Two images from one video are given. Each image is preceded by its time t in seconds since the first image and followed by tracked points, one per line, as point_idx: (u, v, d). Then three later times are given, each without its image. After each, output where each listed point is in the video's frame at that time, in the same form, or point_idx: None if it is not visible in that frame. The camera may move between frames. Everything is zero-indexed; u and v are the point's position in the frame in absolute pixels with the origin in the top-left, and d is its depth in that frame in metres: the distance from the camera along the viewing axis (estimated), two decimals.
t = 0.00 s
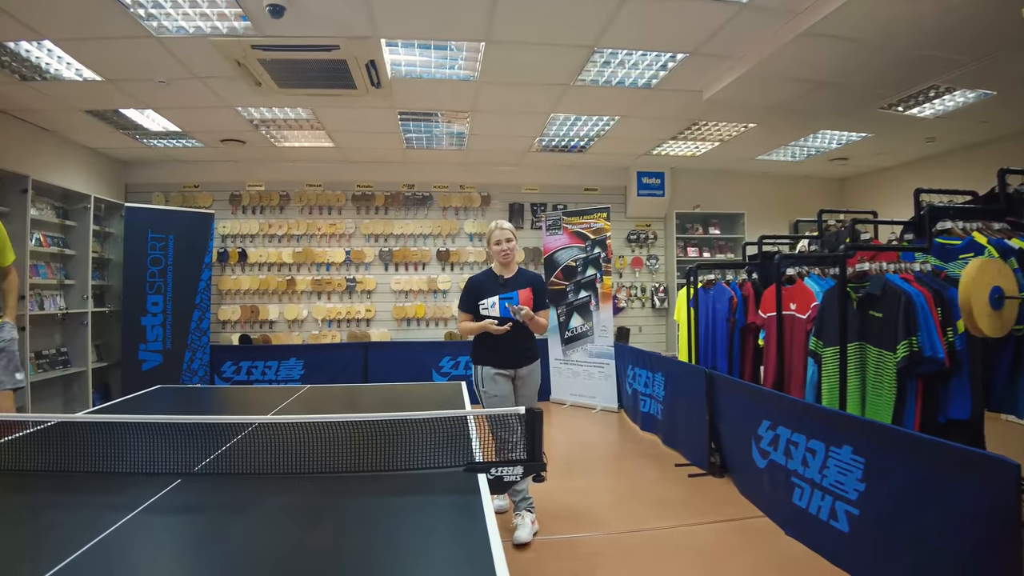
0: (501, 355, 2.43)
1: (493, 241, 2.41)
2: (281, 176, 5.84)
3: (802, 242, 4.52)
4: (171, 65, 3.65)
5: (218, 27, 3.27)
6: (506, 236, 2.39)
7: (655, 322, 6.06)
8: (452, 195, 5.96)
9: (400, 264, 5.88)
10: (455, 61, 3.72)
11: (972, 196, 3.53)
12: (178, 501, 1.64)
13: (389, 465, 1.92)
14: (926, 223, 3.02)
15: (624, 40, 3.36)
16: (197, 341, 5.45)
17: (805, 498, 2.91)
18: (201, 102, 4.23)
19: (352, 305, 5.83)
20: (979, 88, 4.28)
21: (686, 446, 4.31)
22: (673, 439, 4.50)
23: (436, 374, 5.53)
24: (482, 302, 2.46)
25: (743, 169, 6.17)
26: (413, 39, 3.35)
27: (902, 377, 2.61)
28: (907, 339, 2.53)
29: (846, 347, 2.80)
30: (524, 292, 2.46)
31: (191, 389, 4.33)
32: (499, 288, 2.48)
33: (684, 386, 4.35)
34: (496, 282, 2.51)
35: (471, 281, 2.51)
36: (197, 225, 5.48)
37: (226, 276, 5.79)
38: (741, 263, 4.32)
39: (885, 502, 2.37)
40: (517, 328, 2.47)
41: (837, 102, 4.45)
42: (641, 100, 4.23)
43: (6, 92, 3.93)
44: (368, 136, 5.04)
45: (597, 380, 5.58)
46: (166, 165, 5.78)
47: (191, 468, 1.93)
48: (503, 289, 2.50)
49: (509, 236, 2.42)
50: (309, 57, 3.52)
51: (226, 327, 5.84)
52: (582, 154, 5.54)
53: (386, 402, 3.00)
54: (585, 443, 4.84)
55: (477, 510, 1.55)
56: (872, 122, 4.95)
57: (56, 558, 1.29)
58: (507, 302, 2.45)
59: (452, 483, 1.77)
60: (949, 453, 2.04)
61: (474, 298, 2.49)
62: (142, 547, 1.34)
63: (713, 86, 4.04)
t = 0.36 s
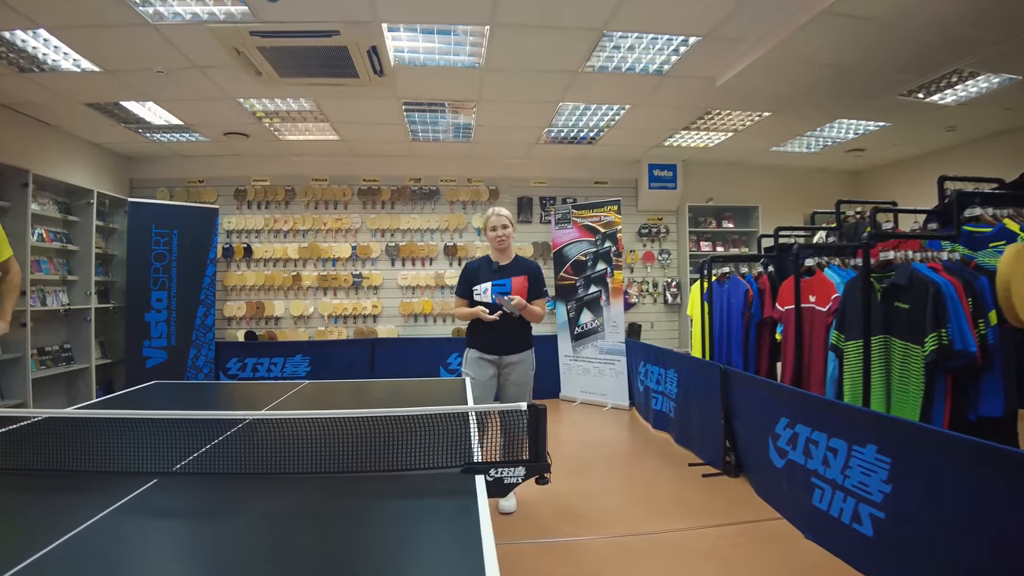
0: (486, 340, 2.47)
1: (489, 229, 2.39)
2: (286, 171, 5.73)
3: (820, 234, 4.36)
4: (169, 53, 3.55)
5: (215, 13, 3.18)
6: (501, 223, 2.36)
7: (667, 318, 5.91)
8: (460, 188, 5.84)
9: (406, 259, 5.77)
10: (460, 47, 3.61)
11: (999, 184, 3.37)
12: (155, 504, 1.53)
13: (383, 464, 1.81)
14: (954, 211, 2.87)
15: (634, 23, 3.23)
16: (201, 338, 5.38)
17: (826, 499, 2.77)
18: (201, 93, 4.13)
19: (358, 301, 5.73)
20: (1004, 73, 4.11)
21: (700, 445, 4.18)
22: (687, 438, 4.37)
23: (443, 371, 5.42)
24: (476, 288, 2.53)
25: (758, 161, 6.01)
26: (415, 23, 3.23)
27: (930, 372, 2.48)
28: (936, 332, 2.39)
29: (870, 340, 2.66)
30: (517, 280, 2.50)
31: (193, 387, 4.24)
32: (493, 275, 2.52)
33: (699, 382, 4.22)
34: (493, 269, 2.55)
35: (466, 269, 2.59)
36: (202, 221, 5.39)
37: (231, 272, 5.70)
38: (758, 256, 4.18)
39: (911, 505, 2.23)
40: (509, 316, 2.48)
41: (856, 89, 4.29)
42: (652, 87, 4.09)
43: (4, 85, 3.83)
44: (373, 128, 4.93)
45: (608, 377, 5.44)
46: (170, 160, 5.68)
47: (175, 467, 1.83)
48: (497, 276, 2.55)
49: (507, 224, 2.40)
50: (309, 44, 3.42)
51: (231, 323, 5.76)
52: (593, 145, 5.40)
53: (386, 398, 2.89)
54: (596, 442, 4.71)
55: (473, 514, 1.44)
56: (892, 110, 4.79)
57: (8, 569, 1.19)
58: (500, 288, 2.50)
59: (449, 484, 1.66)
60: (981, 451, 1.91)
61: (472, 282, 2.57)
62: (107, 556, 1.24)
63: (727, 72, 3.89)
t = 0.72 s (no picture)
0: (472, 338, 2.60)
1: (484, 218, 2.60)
2: (305, 164, 5.65)
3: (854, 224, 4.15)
4: (178, 43, 3.49)
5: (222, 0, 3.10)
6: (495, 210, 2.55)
7: (694, 312, 5.69)
8: (480, 180, 5.71)
9: (426, 252, 5.67)
10: (475, 31, 3.49)
11: None
12: (133, 516, 1.45)
13: (380, 467, 1.72)
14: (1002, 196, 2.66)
15: (654, 2, 3.08)
16: (221, 332, 5.35)
17: (860, 505, 2.60)
18: (214, 85, 4.06)
19: (378, 295, 5.64)
20: None
21: (728, 444, 4.02)
22: (713, 436, 4.21)
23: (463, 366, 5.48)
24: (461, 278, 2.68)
25: (788, 149, 5.78)
26: (426, 5, 3.12)
27: (976, 369, 2.30)
28: (983, 326, 2.21)
29: (910, 335, 2.48)
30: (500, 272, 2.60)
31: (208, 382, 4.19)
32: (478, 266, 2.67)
33: (725, 378, 4.07)
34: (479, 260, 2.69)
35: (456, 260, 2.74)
36: (222, 214, 5.36)
37: (251, 266, 5.64)
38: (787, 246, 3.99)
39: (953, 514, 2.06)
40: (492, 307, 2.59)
41: (891, 70, 4.06)
42: (676, 70, 3.92)
43: (19, 80, 3.79)
44: (390, 119, 4.84)
45: (632, 373, 5.29)
46: (190, 155, 5.65)
47: (164, 466, 1.75)
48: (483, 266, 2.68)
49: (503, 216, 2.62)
50: (319, 30, 3.32)
51: (251, 318, 5.72)
52: (616, 134, 5.24)
53: (394, 395, 2.78)
54: (619, 440, 4.57)
55: (465, 530, 1.34)
56: (930, 93, 4.53)
57: None
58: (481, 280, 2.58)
59: (446, 491, 1.56)
60: None
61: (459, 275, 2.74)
62: None
63: (754, 53, 3.71)
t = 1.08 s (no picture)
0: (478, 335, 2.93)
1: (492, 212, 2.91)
2: (346, 156, 5.64)
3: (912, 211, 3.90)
4: (214, 35, 3.49)
5: None
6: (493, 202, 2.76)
7: (743, 304, 5.45)
8: (520, 169, 5.60)
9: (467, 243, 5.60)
10: (510, 15, 3.39)
11: None
12: (138, 510, 1.42)
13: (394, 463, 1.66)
14: None
15: None
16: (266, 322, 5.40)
17: (916, 512, 2.43)
18: (252, 77, 4.08)
19: (419, 286, 5.61)
20: None
21: (776, 443, 3.85)
22: (761, 434, 4.04)
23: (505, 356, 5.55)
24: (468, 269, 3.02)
25: (844, 133, 5.49)
26: None
27: None
28: None
29: (976, 330, 2.29)
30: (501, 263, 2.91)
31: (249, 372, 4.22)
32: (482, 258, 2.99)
33: (773, 372, 3.90)
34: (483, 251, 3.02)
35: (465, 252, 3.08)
36: (262, 205, 5.33)
37: (295, 257, 5.66)
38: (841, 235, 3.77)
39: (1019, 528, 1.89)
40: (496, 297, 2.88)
41: (956, 48, 3.78)
42: (721, 51, 3.74)
43: (68, 78, 3.85)
44: (429, 108, 4.78)
45: (677, 367, 5.12)
46: (235, 148, 5.71)
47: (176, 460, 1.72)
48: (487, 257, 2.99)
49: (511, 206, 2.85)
50: (351, 18, 3.27)
51: (295, 308, 5.75)
52: (660, 120, 5.06)
53: (422, 388, 2.73)
54: (662, 436, 4.44)
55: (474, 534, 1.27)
56: (1000, 71, 4.21)
57: None
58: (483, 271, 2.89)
59: (461, 491, 1.50)
60: None
61: (469, 266, 3.06)
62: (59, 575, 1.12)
63: (804, 32, 3.50)
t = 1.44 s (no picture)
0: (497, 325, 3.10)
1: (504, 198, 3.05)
2: (385, 145, 5.58)
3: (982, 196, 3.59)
4: (245, 25, 3.47)
5: None
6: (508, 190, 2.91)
7: (794, 296, 5.17)
8: (561, 156, 5.44)
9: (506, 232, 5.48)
10: None
11: None
12: (132, 504, 1.38)
13: (398, 468, 1.58)
14: None
15: None
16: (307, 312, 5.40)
17: (980, 527, 2.22)
18: (285, 66, 4.04)
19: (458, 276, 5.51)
20: None
21: (828, 445, 3.65)
22: (811, 435, 3.84)
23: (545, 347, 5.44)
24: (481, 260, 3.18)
25: (907, 115, 5.12)
26: None
27: None
28: None
29: None
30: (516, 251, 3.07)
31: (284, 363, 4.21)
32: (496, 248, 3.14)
33: (824, 370, 3.68)
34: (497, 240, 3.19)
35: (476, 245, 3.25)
36: (304, 195, 5.35)
37: (335, 247, 5.65)
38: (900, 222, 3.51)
39: None
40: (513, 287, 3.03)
41: None
42: (768, 27, 3.52)
43: (109, 72, 3.91)
44: (465, 94, 4.67)
45: (723, 361, 4.91)
46: (276, 138, 5.72)
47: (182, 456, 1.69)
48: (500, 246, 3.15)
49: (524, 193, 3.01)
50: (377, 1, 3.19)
51: (336, 298, 5.74)
52: (707, 102, 4.83)
53: (445, 382, 2.64)
54: (704, 432, 4.28)
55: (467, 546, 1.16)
56: None
57: None
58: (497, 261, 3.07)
59: (462, 501, 1.40)
60: None
61: (481, 254, 3.22)
62: (33, 571, 1.07)
63: (857, 6, 3.26)
